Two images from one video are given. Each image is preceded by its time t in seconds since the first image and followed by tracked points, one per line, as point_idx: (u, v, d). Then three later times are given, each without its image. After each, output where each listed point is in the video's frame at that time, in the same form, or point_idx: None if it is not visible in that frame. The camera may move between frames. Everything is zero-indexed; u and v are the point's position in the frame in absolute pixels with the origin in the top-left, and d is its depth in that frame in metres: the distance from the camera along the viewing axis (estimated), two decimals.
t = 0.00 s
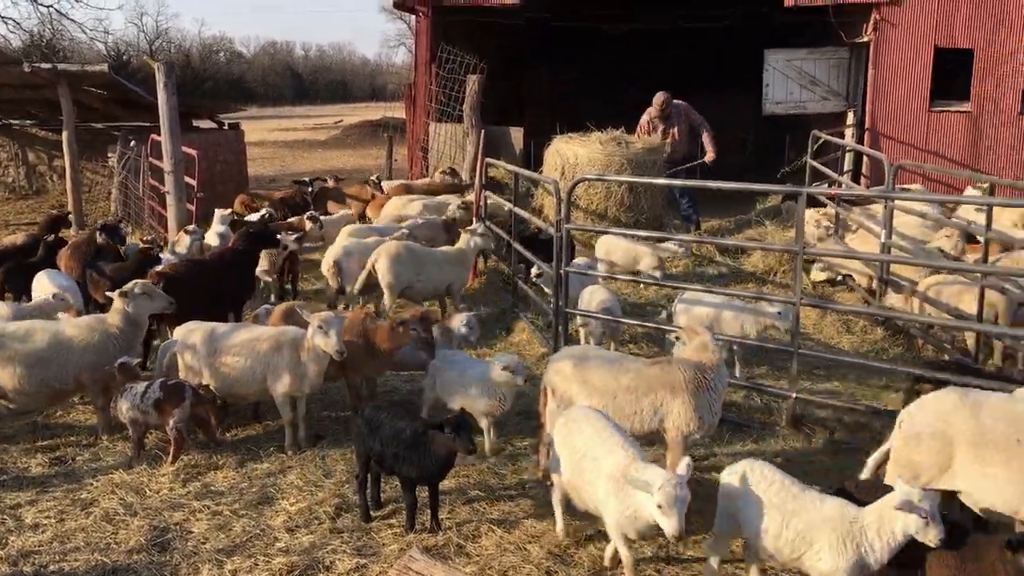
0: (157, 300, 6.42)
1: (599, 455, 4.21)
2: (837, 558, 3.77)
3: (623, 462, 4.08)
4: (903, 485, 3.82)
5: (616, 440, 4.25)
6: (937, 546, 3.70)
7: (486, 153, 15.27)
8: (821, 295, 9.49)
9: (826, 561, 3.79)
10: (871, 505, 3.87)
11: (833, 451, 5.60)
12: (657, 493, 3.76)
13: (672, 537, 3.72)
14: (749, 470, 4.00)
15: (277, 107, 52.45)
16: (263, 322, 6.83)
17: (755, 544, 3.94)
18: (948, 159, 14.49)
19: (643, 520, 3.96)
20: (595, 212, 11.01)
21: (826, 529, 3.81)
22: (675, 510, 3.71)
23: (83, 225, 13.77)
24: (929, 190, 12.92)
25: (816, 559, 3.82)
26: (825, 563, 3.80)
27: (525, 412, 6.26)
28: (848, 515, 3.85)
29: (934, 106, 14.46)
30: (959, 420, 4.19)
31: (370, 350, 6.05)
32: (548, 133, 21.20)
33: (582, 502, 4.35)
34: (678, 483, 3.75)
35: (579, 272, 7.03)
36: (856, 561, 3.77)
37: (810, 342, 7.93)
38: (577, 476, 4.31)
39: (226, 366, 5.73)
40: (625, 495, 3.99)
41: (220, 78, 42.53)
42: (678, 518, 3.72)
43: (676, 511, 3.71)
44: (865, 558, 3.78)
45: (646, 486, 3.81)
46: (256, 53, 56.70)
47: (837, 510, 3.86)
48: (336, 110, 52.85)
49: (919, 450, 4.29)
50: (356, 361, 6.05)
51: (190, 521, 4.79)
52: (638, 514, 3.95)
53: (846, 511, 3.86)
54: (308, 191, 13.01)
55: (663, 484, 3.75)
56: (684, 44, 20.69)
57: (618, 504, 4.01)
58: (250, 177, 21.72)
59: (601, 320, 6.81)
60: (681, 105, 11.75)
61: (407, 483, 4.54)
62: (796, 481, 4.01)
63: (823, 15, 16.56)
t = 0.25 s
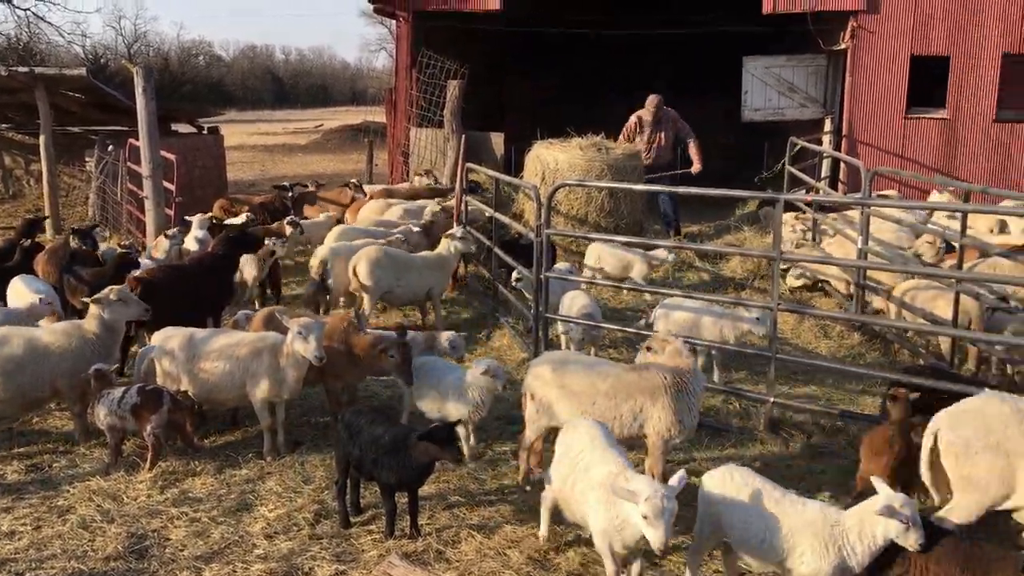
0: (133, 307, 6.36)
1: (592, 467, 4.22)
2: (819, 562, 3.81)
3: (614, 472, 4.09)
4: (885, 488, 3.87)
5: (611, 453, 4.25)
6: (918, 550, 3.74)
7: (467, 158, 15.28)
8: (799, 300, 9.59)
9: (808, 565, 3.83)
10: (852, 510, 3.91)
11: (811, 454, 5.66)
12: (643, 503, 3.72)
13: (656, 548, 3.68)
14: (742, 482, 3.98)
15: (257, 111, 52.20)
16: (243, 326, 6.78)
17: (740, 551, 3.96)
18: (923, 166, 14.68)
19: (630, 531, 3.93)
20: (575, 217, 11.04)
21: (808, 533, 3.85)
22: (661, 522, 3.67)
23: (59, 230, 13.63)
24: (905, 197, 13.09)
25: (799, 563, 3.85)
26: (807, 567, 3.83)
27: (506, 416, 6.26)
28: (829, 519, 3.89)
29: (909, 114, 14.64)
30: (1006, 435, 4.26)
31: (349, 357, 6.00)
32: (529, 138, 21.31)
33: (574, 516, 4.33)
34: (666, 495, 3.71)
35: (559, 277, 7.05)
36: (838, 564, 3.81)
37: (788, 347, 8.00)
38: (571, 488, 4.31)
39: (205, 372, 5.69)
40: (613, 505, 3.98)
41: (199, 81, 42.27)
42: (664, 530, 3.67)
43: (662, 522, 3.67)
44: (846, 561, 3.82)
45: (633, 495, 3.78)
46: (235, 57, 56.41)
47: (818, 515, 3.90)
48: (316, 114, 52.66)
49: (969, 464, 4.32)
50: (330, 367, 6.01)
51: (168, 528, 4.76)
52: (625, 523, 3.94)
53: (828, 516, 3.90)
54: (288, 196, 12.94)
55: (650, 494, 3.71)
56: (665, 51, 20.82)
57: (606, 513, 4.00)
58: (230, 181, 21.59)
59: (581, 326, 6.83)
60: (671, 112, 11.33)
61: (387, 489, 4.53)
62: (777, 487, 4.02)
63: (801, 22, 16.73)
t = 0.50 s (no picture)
0: (113, 313, 6.34)
1: (585, 475, 4.16)
2: (801, 564, 3.84)
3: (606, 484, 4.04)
4: (861, 489, 3.90)
5: (606, 460, 4.18)
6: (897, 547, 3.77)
7: (450, 163, 15.29)
8: (780, 304, 9.67)
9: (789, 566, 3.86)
10: (832, 510, 3.95)
11: (791, 457, 5.72)
12: (625, 497, 3.72)
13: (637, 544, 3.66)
14: (720, 481, 4.07)
15: (238, 116, 51.96)
16: (225, 332, 6.76)
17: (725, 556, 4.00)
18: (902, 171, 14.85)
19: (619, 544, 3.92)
20: (558, 222, 11.07)
21: (788, 535, 3.89)
22: (642, 516, 3.66)
23: (39, 236, 13.52)
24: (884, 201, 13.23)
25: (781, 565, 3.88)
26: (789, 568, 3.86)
27: (488, 421, 6.27)
28: (809, 521, 3.93)
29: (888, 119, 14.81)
30: None
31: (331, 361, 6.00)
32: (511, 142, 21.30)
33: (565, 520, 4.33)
34: (648, 490, 3.71)
35: (541, 282, 7.07)
36: (820, 566, 3.84)
37: (769, 351, 8.06)
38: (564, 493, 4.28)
39: (186, 378, 5.67)
40: (603, 517, 3.96)
41: (180, 86, 42.07)
42: (645, 526, 3.66)
43: (643, 516, 3.66)
44: (828, 563, 3.85)
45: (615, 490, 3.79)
46: (217, 62, 56.15)
47: (797, 517, 3.93)
48: (299, 119, 52.50)
49: None
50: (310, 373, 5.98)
51: (149, 535, 4.73)
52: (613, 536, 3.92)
53: (808, 517, 3.94)
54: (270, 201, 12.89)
55: (631, 488, 3.71)
56: (646, 56, 20.94)
57: (594, 526, 3.99)
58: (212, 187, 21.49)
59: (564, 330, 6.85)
60: (666, 123, 11.52)
61: (370, 494, 4.53)
62: (757, 490, 4.07)
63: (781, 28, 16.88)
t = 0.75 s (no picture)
0: (105, 313, 6.32)
1: (587, 468, 4.14)
2: (791, 555, 3.89)
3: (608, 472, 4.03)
4: (850, 479, 3.94)
5: (608, 450, 4.18)
6: (886, 538, 3.79)
7: (441, 161, 15.29)
8: (771, 298, 9.72)
9: (780, 557, 3.90)
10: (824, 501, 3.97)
11: (782, 450, 5.76)
12: (625, 462, 3.77)
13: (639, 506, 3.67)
14: (712, 474, 4.12)
15: (229, 114, 51.78)
16: (220, 331, 6.77)
17: (718, 549, 4.04)
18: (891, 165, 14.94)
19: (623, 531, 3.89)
20: (550, 218, 11.10)
21: (780, 527, 3.93)
22: (642, 476, 3.69)
23: (30, 236, 13.47)
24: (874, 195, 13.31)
25: (771, 557, 3.92)
26: (779, 560, 3.90)
27: (482, 418, 6.30)
28: (799, 514, 3.96)
29: (878, 113, 14.88)
30: None
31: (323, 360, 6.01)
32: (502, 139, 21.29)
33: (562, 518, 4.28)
34: (648, 453, 3.75)
35: (534, 279, 7.10)
36: (809, 557, 3.88)
37: (761, 345, 8.11)
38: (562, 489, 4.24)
39: (180, 378, 5.69)
40: (605, 506, 3.94)
41: (170, 85, 41.92)
42: (647, 486, 3.69)
43: (644, 475, 3.69)
44: (818, 555, 3.89)
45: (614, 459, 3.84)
46: (206, 61, 55.94)
47: (788, 511, 3.97)
48: (289, 117, 52.36)
49: None
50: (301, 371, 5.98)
51: (146, 534, 4.75)
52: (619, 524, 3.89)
53: (798, 510, 3.98)
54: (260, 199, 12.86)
55: (631, 452, 3.77)
56: (637, 52, 20.97)
57: (596, 518, 3.96)
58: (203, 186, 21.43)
59: (557, 326, 6.88)
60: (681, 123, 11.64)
61: (366, 491, 4.57)
62: (750, 484, 4.12)
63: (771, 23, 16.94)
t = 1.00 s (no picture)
0: (105, 312, 6.33)
1: (591, 454, 4.18)
2: (790, 548, 3.90)
3: (612, 456, 4.08)
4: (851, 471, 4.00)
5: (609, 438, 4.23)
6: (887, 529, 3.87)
7: (441, 157, 15.30)
8: (771, 292, 9.73)
9: (779, 550, 3.92)
10: (826, 495, 3.99)
11: (783, 443, 5.78)
12: (629, 436, 3.84)
13: (643, 478, 3.74)
14: (711, 469, 4.14)
15: (228, 112, 51.78)
16: (224, 329, 6.80)
17: (717, 541, 4.06)
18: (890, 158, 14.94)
19: (634, 512, 3.92)
20: (549, 214, 11.11)
21: (780, 520, 3.94)
22: (646, 449, 3.77)
23: (31, 235, 13.49)
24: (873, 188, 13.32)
25: (770, 549, 3.94)
26: (778, 552, 3.93)
27: (483, 413, 6.33)
28: (800, 508, 3.98)
29: (877, 107, 14.89)
30: None
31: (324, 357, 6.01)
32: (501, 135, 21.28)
33: (563, 513, 4.28)
34: (651, 427, 3.83)
35: (534, 274, 7.12)
36: (809, 551, 3.91)
37: (760, 339, 8.13)
38: (562, 482, 4.25)
39: (182, 375, 5.70)
40: (613, 489, 3.97)
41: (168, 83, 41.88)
42: (651, 457, 3.77)
43: (647, 446, 3.77)
44: (818, 548, 3.91)
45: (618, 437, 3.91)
46: (205, 58, 55.85)
47: (790, 505, 3.98)
48: (288, 115, 52.34)
49: None
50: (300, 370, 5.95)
51: (149, 530, 4.77)
52: (629, 505, 3.92)
53: (800, 504, 3.99)
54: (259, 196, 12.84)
55: (634, 426, 3.84)
56: (636, 48, 20.96)
57: (606, 503, 3.98)
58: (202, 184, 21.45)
59: (557, 322, 6.90)
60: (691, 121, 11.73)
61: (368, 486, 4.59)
62: (752, 478, 4.13)
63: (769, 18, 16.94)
